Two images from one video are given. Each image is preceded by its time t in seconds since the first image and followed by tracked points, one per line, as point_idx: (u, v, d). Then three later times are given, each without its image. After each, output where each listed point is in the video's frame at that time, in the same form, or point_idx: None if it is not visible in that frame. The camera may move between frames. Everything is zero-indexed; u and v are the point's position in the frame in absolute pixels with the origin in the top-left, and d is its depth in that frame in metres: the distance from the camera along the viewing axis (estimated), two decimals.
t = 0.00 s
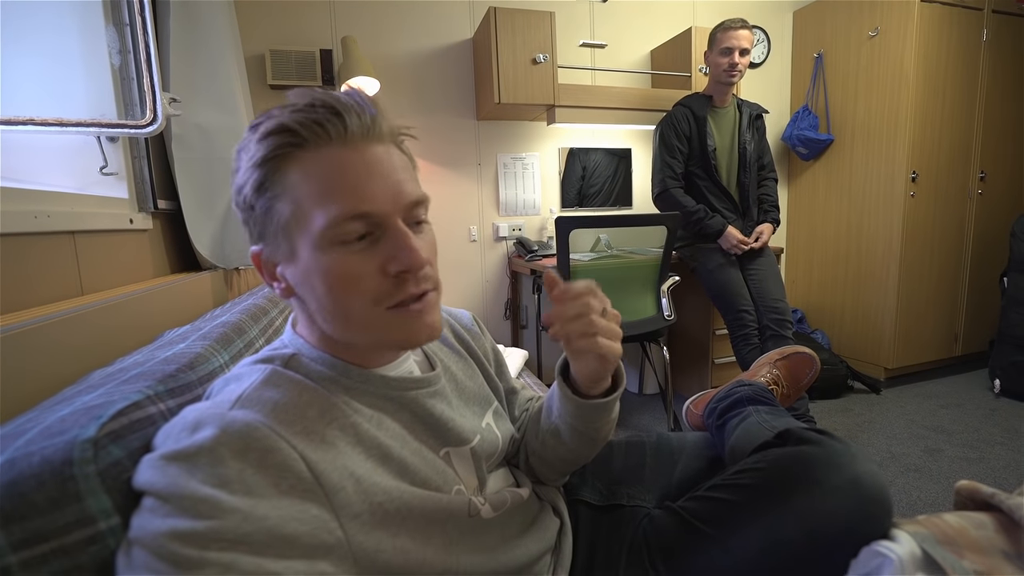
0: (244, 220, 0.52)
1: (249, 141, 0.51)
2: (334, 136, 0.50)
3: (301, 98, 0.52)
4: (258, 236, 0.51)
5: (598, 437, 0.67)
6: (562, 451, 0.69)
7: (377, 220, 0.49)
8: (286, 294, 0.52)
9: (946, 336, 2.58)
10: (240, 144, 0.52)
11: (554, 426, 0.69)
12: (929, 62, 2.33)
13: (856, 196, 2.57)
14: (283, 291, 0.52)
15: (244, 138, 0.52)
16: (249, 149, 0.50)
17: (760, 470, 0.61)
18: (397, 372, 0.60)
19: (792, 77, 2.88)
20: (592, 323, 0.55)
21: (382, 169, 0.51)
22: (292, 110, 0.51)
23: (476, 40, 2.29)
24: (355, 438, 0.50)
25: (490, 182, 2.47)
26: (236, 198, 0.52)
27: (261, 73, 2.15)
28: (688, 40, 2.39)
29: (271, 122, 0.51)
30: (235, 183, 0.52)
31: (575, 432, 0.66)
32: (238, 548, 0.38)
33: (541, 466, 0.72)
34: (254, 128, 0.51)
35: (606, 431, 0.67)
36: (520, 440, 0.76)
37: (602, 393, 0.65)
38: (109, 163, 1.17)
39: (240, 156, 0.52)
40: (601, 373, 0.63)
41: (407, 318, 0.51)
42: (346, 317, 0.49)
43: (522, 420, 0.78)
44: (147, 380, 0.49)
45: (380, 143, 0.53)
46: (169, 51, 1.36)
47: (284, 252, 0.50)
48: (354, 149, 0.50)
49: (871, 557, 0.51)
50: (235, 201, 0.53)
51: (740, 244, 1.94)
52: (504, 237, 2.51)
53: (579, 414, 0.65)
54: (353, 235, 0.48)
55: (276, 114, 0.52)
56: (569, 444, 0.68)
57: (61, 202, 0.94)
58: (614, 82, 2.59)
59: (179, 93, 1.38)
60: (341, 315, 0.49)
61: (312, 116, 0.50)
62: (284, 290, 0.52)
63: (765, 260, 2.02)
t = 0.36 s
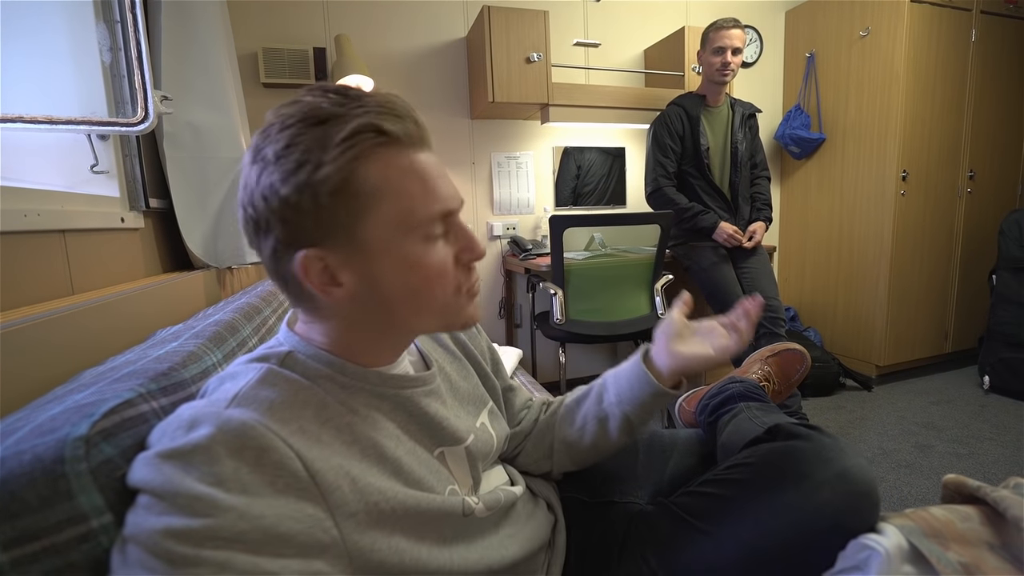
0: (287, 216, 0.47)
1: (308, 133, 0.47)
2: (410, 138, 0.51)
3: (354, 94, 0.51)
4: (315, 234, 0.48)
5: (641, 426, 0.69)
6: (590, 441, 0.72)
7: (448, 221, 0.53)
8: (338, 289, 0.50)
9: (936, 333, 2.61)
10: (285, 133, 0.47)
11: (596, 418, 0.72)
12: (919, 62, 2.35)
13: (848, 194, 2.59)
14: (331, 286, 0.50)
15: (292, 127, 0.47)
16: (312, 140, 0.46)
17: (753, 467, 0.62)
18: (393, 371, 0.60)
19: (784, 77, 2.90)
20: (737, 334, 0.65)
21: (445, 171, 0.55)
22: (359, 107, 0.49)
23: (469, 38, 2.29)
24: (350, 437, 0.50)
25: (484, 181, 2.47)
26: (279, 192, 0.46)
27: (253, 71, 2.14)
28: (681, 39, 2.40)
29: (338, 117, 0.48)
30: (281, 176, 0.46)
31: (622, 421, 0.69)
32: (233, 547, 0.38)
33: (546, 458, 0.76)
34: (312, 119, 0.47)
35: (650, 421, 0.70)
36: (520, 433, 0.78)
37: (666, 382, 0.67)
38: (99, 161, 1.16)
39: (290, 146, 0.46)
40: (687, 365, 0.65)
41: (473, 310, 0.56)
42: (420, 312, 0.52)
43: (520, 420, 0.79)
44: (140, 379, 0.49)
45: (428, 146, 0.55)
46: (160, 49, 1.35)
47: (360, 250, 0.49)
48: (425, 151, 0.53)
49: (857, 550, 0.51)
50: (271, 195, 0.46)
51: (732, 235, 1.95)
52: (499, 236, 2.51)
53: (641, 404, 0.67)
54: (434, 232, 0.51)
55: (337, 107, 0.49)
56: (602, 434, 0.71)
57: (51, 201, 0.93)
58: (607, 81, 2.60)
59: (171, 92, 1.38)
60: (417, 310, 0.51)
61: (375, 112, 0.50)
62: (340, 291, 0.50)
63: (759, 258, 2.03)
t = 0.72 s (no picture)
0: (326, 216, 0.48)
1: (335, 134, 0.49)
2: (411, 135, 0.56)
3: (349, 97, 0.53)
4: (354, 230, 0.50)
5: (641, 437, 0.71)
6: (594, 450, 0.73)
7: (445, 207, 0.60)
8: (362, 283, 0.53)
9: (931, 334, 2.62)
10: (310, 136, 0.47)
11: (595, 430, 0.72)
12: (913, 64, 2.37)
13: (843, 196, 2.61)
14: (355, 281, 0.52)
15: (317, 130, 0.48)
16: (339, 141, 0.49)
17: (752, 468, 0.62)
18: (391, 372, 0.60)
19: (779, 79, 2.92)
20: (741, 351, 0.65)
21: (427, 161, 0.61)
22: (365, 108, 0.53)
23: (466, 41, 2.29)
24: (348, 440, 0.50)
25: (481, 184, 2.47)
26: (317, 193, 0.47)
27: (249, 74, 2.14)
28: (677, 42, 2.41)
29: (355, 118, 0.51)
30: (318, 177, 0.47)
31: (623, 433, 0.70)
32: (231, 551, 0.37)
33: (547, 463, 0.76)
34: (332, 121, 0.49)
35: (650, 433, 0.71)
36: (516, 436, 0.78)
37: (670, 398, 0.69)
38: (95, 165, 1.16)
39: (321, 149, 0.48)
40: (689, 381, 0.67)
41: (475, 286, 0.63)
42: (444, 291, 0.58)
43: (517, 425, 0.79)
44: (137, 384, 0.49)
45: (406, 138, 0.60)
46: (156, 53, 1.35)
47: (392, 240, 0.53)
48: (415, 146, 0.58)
49: (856, 552, 0.51)
50: (308, 197, 0.47)
51: (729, 242, 1.96)
52: (496, 239, 2.51)
53: (640, 419, 0.69)
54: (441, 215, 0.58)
55: (347, 109, 0.51)
56: (604, 443, 0.72)
57: (45, 205, 0.92)
58: (604, 84, 2.61)
59: (167, 95, 1.37)
60: (441, 290, 0.57)
61: (375, 113, 0.53)
62: (373, 282, 0.53)
63: (755, 260, 2.04)
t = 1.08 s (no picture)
0: (324, 210, 0.48)
1: (329, 128, 0.48)
2: (404, 127, 0.56)
3: (341, 91, 0.53)
4: (351, 223, 0.50)
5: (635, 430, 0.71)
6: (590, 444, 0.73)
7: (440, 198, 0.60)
8: (362, 277, 0.53)
9: (932, 329, 2.62)
10: (303, 130, 0.47)
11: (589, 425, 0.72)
12: (915, 58, 2.35)
13: (844, 191, 2.60)
14: (355, 275, 0.52)
15: (310, 124, 0.48)
16: (333, 134, 0.48)
17: (750, 462, 0.62)
18: (389, 368, 0.60)
19: (780, 73, 2.90)
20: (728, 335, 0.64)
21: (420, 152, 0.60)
22: (358, 101, 0.52)
23: (464, 36, 2.28)
24: (346, 436, 0.50)
25: (480, 179, 2.46)
26: (313, 187, 0.47)
27: (247, 70, 2.13)
28: (677, 36, 2.40)
29: (348, 111, 0.50)
30: (313, 171, 0.47)
31: (616, 426, 0.70)
32: (227, 547, 0.37)
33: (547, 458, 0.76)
34: (325, 114, 0.49)
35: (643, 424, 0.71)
36: (515, 432, 0.78)
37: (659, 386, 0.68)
38: (92, 161, 1.15)
39: (314, 143, 0.47)
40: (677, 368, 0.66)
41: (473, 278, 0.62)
42: (444, 283, 0.57)
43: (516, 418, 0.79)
44: (133, 379, 0.49)
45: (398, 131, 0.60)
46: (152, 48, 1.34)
47: (390, 232, 0.53)
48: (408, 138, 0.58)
49: (855, 546, 0.51)
50: (304, 191, 0.47)
51: (729, 237, 1.96)
52: (495, 235, 2.50)
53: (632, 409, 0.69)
54: (437, 206, 0.58)
55: (339, 103, 0.51)
56: (601, 438, 0.72)
57: (43, 201, 0.92)
58: (603, 78, 2.60)
59: (164, 91, 1.37)
60: (441, 282, 0.57)
61: (371, 107, 0.53)
62: (372, 275, 0.53)
63: (755, 255, 2.03)
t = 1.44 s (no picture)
0: (337, 209, 0.48)
1: (349, 129, 0.48)
2: (423, 135, 0.56)
3: (367, 94, 0.53)
4: (363, 224, 0.50)
5: (584, 406, 0.70)
6: (551, 428, 0.72)
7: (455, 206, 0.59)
8: (371, 279, 0.52)
9: (930, 325, 2.62)
10: (324, 129, 0.47)
11: (542, 407, 0.72)
12: (913, 54, 2.35)
13: (842, 188, 2.60)
14: (365, 276, 0.52)
15: (331, 124, 0.48)
16: (355, 137, 0.48)
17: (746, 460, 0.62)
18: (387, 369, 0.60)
19: (778, 70, 2.90)
20: (575, 278, 0.62)
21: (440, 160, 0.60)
22: (379, 105, 0.52)
23: (462, 35, 2.28)
24: (342, 436, 0.50)
25: (479, 178, 2.46)
26: (330, 186, 0.47)
27: (244, 69, 2.12)
28: (674, 34, 2.39)
29: (369, 113, 0.50)
30: (330, 171, 0.47)
31: (561, 401, 0.69)
32: (223, 548, 0.37)
33: (531, 448, 0.74)
34: (348, 117, 0.49)
35: (591, 396, 0.71)
36: (508, 430, 0.76)
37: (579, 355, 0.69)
38: (88, 162, 1.15)
39: (334, 143, 0.47)
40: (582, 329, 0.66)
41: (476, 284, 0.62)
42: (451, 289, 0.57)
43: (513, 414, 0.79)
44: (128, 380, 0.49)
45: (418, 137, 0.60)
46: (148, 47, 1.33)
47: (401, 237, 0.52)
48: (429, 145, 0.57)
49: (852, 543, 0.51)
50: (320, 189, 0.47)
51: (728, 236, 1.95)
52: (493, 233, 2.50)
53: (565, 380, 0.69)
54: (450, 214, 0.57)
55: (361, 105, 0.51)
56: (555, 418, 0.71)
57: (39, 202, 0.92)
58: (601, 76, 2.59)
59: (160, 91, 1.36)
60: (449, 287, 0.56)
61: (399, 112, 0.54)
62: (380, 278, 0.53)
63: (753, 252, 2.03)
